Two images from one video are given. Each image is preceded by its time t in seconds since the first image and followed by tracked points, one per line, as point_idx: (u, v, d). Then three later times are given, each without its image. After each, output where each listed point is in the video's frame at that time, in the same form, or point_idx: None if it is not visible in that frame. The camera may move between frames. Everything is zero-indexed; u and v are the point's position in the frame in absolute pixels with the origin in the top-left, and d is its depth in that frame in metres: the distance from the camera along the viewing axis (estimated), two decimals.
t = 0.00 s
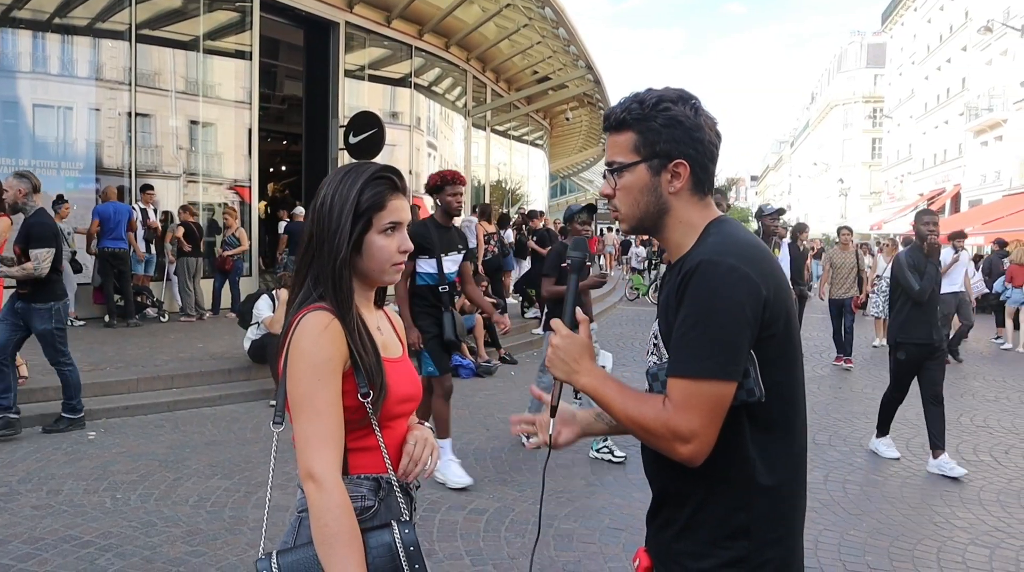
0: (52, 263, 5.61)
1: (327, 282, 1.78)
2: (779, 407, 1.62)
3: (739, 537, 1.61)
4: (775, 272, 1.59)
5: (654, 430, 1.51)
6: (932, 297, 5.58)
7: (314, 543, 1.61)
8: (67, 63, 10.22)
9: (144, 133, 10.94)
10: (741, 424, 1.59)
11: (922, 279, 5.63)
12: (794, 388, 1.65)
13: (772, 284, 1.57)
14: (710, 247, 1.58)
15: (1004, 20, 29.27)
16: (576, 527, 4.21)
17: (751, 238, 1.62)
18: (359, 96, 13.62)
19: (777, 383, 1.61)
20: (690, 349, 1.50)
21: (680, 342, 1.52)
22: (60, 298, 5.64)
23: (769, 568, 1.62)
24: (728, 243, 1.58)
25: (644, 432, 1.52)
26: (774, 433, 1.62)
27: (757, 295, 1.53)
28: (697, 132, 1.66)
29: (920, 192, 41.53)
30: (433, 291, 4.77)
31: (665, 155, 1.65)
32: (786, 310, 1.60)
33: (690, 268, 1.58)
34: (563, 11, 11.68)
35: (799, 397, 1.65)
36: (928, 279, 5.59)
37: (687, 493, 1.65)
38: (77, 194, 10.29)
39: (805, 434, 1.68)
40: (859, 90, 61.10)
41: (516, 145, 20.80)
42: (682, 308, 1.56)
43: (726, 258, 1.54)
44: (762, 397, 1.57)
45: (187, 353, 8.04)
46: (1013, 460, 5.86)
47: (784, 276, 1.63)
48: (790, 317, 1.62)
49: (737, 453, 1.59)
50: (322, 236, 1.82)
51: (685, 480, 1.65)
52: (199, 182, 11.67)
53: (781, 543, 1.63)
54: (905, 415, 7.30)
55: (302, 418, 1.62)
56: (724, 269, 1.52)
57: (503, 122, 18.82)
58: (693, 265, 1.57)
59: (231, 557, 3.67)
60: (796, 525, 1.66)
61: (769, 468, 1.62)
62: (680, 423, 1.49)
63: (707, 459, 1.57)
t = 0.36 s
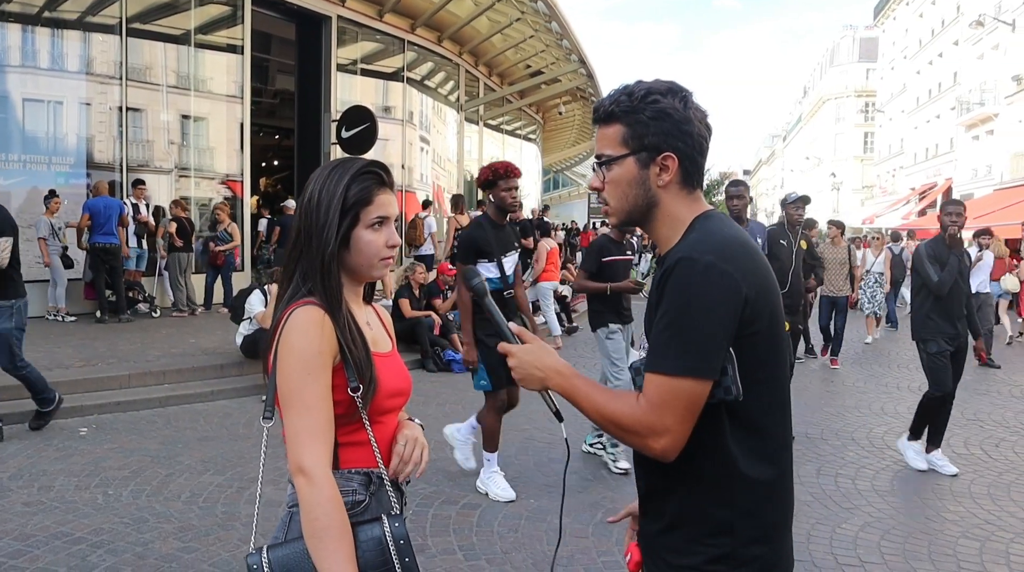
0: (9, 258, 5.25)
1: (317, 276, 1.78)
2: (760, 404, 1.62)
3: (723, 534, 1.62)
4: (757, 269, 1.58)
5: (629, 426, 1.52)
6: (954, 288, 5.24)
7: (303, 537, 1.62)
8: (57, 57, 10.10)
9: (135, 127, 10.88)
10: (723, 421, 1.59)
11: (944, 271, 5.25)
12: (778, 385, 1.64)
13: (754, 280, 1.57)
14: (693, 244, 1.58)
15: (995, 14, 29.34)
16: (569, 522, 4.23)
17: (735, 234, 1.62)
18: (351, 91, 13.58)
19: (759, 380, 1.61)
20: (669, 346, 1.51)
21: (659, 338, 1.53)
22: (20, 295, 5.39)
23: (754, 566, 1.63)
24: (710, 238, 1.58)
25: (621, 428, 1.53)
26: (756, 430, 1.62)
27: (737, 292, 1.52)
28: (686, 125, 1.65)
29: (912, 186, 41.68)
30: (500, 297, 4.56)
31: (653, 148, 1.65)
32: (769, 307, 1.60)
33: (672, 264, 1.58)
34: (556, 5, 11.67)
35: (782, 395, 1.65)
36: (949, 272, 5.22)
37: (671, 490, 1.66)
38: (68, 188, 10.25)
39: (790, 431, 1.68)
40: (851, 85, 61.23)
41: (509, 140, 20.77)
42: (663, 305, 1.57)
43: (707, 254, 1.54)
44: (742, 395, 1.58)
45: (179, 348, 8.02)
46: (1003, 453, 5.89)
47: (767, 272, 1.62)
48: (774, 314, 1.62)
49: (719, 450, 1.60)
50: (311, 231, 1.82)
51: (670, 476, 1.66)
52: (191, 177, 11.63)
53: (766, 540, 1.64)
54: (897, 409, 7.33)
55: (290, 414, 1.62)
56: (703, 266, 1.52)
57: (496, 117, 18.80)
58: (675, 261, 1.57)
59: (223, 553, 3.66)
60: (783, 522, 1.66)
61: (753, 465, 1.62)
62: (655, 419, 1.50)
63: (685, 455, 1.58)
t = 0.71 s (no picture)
0: None
1: (303, 277, 1.79)
2: (742, 405, 1.63)
3: (706, 533, 1.63)
4: (736, 271, 1.60)
5: (610, 430, 1.53)
6: (977, 293, 4.96)
7: (292, 536, 1.62)
8: (46, 54, 10.06)
9: (126, 124, 10.82)
10: (704, 421, 1.61)
11: (964, 276, 4.97)
12: (759, 385, 1.66)
13: (735, 281, 1.58)
14: (674, 245, 1.59)
15: (984, 12, 29.46)
16: (561, 520, 4.24)
17: (716, 235, 1.63)
18: (343, 88, 13.54)
19: (739, 381, 1.62)
20: (650, 347, 1.52)
21: (640, 340, 1.54)
22: None
23: (738, 564, 1.64)
24: (690, 239, 1.59)
25: (601, 431, 1.54)
26: (738, 430, 1.63)
27: (717, 294, 1.54)
28: (667, 126, 1.67)
29: (902, 183, 41.85)
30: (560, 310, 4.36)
31: (634, 149, 1.66)
32: (749, 308, 1.61)
33: (653, 266, 1.60)
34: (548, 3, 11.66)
35: (763, 395, 1.67)
36: (970, 277, 4.94)
37: (655, 490, 1.67)
38: (57, 186, 10.19)
39: (773, 431, 1.69)
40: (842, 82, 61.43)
41: (500, 137, 20.75)
42: (644, 307, 1.58)
43: (686, 257, 1.55)
44: (722, 395, 1.59)
45: (170, 347, 7.99)
46: (992, 449, 5.94)
47: (747, 273, 1.64)
48: (754, 315, 1.63)
49: (701, 450, 1.61)
50: (297, 232, 1.82)
51: (653, 477, 1.67)
52: (182, 174, 11.57)
53: (748, 539, 1.65)
54: (887, 405, 7.38)
55: (278, 413, 1.63)
56: (682, 268, 1.54)
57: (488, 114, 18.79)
58: (655, 262, 1.59)
59: (214, 552, 3.66)
60: (766, 521, 1.68)
61: (735, 465, 1.64)
62: (636, 421, 1.52)
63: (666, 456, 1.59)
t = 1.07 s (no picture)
0: None
1: (294, 282, 1.77)
2: (736, 407, 1.62)
3: (703, 535, 1.62)
4: (728, 273, 1.59)
5: (605, 436, 1.52)
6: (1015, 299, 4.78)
7: (292, 543, 1.60)
8: (40, 59, 10.03)
9: (121, 130, 10.79)
10: (698, 425, 1.60)
11: (1003, 280, 4.79)
12: (752, 387, 1.65)
13: (727, 284, 1.57)
14: (665, 248, 1.58)
15: (976, 16, 29.58)
16: (559, 524, 4.23)
17: (706, 238, 1.62)
18: (339, 93, 13.53)
19: (733, 384, 1.62)
20: (644, 352, 1.51)
21: (634, 345, 1.53)
22: None
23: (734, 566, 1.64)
24: (681, 242, 1.58)
25: (596, 436, 1.53)
26: (732, 434, 1.62)
27: (709, 297, 1.53)
28: (656, 129, 1.66)
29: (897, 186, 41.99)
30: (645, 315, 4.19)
31: (624, 153, 1.65)
32: (741, 309, 1.61)
33: (644, 270, 1.59)
34: (543, 7, 11.68)
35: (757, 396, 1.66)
36: (1010, 280, 4.77)
37: (649, 494, 1.66)
38: (51, 192, 10.15)
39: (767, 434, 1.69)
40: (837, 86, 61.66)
41: (496, 142, 20.76)
42: (636, 310, 1.57)
43: (678, 260, 1.54)
44: (717, 398, 1.58)
45: (166, 353, 7.96)
46: (989, 451, 5.94)
47: (738, 276, 1.63)
48: (747, 317, 1.62)
49: (697, 453, 1.60)
50: (288, 237, 1.81)
51: (648, 480, 1.66)
52: (177, 180, 11.55)
53: (744, 541, 1.64)
54: (885, 408, 7.38)
55: (275, 419, 1.61)
56: (674, 271, 1.53)
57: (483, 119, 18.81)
58: (647, 266, 1.57)
59: (210, 559, 3.64)
60: (762, 522, 1.67)
61: (731, 468, 1.63)
62: (631, 426, 1.51)
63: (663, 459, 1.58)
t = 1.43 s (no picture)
0: None
1: (292, 284, 1.78)
2: (732, 408, 1.63)
3: (700, 536, 1.63)
4: (724, 273, 1.60)
5: (601, 436, 1.53)
6: None
7: (290, 545, 1.61)
8: (42, 63, 10.04)
9: (122, 133, 10.81)
10: (695, 426, 1.60)
11: None
12: (749, 388, 1.66)
13: (723, 285, 1.58)
14: (661, 249, 1.59)
15: (978, 15, 29.49)
16: (560, 525, 4.23)
17: (702, 238, 1.63)
18: (339, 95, 13.57)
19: (730, 384, 1.62)
20: (640, 352, 1.52)
21: (629, 345, 1.54)
22: None
23: (731, 567, 1.64)
24: (677, 243, 1.59)
25: (592, 437, 1.54)
26: (729, 434, 1.63)
27: (704, 297, 1.54)
28: (652, 130, 1.67)
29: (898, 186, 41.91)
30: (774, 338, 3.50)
31: (620, 154, 1.66)
32: (737, 310, 1.61)
33: (640, 271, 1.59)
34: (543, 9, 11.69)
35: (753, 397, 1.67)
36: None
37: (646, 494, 1.67)
38: (53, 195, 10.18)
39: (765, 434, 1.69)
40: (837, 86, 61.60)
41: (496, 143, 20.77)
42: (633, 311, 1.58)
43: (673, 260, 1.55)
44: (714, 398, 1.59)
45: (167, 355, 7.97)
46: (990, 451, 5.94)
47: (734, 277, 1.64)
48: (743, 318, 1.63)
49: (693, 453, 1.61)
50: (285, 239, 1.82)
51: (645, 480, 1.66)
52: (178, 183, 11.58)
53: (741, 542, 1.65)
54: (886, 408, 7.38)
55: (272, 421, 1.62)
56: (669, 273, 1.54)
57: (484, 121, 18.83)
58: (642, 267, 1.58)
59: (212, 560, 3.65)
60: (758, 523, 1.68)
61: (727, 468, 1.63)
62: (627, 427, 1.52)
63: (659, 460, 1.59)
